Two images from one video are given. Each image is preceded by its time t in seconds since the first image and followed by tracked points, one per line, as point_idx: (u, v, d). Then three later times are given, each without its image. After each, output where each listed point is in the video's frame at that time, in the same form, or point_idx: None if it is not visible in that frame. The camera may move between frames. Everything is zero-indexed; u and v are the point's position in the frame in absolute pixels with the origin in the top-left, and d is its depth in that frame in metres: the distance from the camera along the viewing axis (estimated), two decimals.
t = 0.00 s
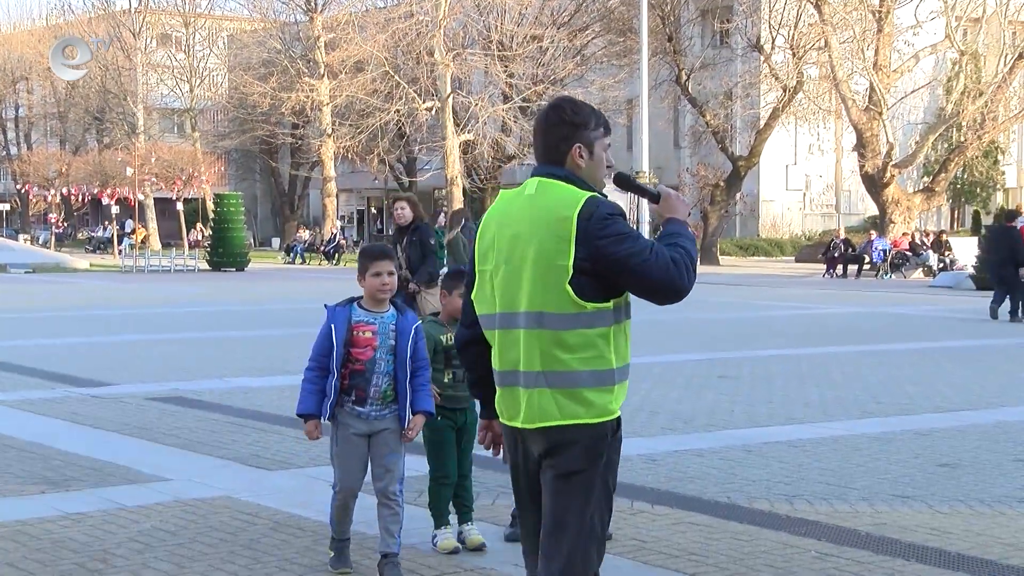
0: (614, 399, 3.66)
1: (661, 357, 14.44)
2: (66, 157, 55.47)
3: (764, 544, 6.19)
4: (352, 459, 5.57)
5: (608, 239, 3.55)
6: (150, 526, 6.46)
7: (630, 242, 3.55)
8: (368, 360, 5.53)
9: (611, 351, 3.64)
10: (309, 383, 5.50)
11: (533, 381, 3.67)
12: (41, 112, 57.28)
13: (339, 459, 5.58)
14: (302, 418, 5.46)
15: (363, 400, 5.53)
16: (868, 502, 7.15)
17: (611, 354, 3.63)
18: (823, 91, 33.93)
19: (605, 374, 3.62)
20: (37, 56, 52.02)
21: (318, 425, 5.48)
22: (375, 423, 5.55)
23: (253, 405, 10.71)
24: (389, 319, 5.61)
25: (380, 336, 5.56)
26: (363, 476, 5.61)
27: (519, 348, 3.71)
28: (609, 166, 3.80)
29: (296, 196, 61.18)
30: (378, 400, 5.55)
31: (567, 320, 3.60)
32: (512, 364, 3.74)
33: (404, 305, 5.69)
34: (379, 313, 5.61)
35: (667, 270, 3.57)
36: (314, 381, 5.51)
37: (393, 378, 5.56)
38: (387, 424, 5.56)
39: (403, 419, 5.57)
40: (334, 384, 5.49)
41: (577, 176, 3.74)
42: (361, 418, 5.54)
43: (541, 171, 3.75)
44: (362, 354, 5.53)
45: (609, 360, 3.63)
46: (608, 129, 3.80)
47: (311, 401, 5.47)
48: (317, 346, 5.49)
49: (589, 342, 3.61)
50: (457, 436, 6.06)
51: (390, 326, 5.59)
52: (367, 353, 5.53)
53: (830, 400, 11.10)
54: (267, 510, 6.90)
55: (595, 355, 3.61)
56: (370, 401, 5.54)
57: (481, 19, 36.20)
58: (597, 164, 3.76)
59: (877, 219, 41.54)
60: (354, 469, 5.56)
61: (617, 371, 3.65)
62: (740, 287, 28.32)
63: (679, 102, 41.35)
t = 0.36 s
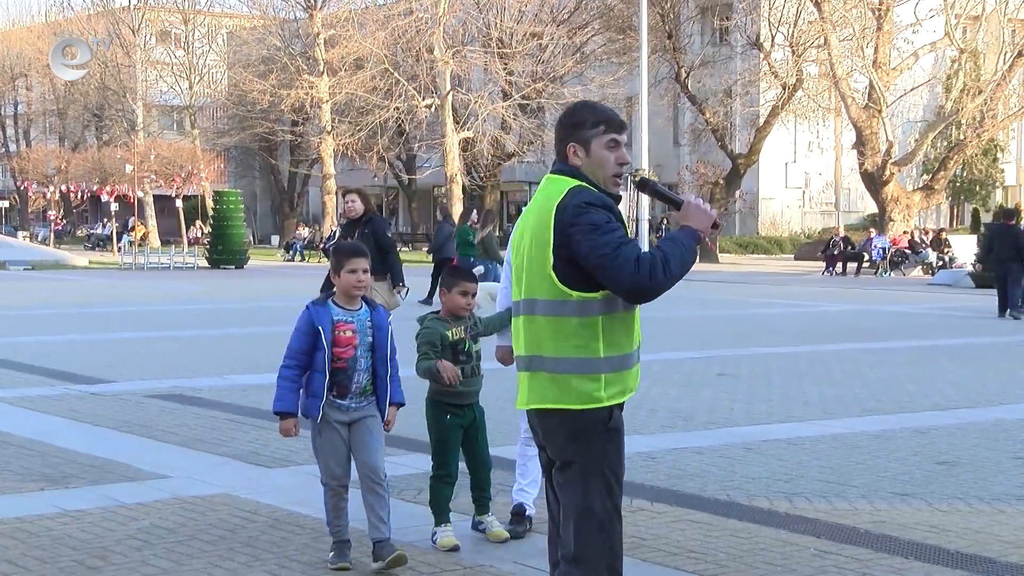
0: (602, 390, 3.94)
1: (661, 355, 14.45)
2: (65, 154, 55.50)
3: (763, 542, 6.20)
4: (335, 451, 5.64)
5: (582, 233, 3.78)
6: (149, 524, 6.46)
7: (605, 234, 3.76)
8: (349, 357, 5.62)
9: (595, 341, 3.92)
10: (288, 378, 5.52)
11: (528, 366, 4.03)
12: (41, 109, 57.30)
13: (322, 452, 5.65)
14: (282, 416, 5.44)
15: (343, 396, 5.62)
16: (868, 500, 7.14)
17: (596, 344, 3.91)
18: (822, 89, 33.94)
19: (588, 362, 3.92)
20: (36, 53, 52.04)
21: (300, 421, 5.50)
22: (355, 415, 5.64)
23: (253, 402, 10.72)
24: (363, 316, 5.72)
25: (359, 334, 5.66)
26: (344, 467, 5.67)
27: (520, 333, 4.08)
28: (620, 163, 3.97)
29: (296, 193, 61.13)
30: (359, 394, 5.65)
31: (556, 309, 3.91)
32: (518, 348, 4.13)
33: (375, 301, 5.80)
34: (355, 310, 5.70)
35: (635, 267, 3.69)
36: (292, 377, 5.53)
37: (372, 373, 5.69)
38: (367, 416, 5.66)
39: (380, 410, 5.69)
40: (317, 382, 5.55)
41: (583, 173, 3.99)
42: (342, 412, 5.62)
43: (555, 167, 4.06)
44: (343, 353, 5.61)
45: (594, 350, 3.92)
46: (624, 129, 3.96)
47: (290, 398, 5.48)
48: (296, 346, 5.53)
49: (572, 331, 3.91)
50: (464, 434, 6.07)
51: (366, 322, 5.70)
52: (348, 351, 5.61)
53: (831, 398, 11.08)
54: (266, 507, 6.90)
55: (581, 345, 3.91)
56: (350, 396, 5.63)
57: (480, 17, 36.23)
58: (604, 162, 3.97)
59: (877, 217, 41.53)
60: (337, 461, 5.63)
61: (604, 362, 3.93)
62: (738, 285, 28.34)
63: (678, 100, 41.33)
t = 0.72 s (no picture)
0: (569, 380, 3.86)
1: (659, 352, 14.46)
2: (64, 151, 55.55)
3: (762, 540, 6.20)
4: (330, 443, 5.69)
5: (551, 225, 3.73)
6: (148, 521, 6.46)
7: (569, 226, 3.69)
8: (339, 349, 5.72)
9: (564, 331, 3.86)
10: (281, 374, 5.58)
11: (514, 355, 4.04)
12: (39, 105, 57.31)
13: (317, 444, 5.69)
14: (279, 410, 5.52)
15: (338, 386, 5.71)
16: (866, 498, 7.14)
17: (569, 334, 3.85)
18: (821, 87, 33.96)
19: (560, 352, 3.87)
20: (35, 50, 52.04)
21: (296, 416, 5.57)
22: (348, 406, 5.73)
23: (251, 400, 10.71)
24: (348, 308, 5.82)
25: (346, 324, 5.76)
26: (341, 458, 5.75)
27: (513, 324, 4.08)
28: (625, 159, 3.83)
29: (294, 190, 61.13)
30: (351, 385, 5.75)
31: (535, 300, 3.91)
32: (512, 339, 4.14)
33: (357, 293, 5.90)
34: (341, 302, 5.80)
35: (589, 256, 3.58)
36: (284, 373, 5.60)
37: (361, 363, 5.79)
38: (360, 407, 5.77)
39: (370, 401, 5.78)
40: (308, 374, 5.61)
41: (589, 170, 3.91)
42: (336, 404, 5.71)
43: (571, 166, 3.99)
44: (332, 344, 5.70)
45: (564, 340, 3.87)
46: (632, 125, 3.81)
47: (284, 393, 5.56)
48: (285, 341, 5.61)
49: (545, 320, 3.88)
50: (483, 432, 6.02)
51: (352, 313, 5.80)
52: (338, 342, 5.71)
53: (830, 395, 11.09)
54: (264, 505, 6.89)
55: (555, 335, 3.87)
56: (344, 387, 5.72)
57: (479, 14, 36.26)
58: (607, 157, 3.85)
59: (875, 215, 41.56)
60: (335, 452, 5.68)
61: (574, 353, 3.85)
62: (736, 282, 28.38)
63: (677, 98, 41.35)
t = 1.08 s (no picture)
0: (539, 373, 3.81)
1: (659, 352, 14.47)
2: (64, 151, 55.60)
3: (762, 540, 6.20)
4: (319, 438, 5.75)
5: (528, 218, 3.75)
6: (148, 521, 6.46)
7: (542, 219, 3.69)
8: (333, 346, 5.79)
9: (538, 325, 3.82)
10: (274, 368, 5.64)
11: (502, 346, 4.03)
12: (40, 105, 57.34)
13: (308, 437, 5.73)
14: (271, 403, 5.58)
15: (328, 383, 5.78)
16: (867, 498, 7.14)
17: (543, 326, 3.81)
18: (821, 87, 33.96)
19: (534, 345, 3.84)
20: (36, 50, 52.05)
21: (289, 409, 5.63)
22: (337, 403, 5.81)
23: (252, 399, 10.71)
24: (341, 307, 5.90)
25: (339, 323, 5.84)
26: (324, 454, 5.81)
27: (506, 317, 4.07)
28: (617, 156, 3.80)
29: (295, 190, 61.14)
30: (341, 381, 5.83)
31: (519, 293, 3.90)
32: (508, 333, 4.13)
33: (350, 292, 5.99)
34: (335, 300, 5.88)
35: (550, 249, 3.58)
36: (278, 367, 5.66)
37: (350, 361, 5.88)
38: (346, 403, 5.85)
39: (355, 398, 5.88)
40: (301, 369, 5.68)
41: (587, 170, 3.90)
42: (326, 400, 5.77)
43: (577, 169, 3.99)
44: (327, 341, 5.78)
45: (538, 333, 3.83)
46: (627, 122, 3.77)
47: (277, 386, 5.62)
48: (279, 335, 5.68)
49: (524, 313, 3.87)
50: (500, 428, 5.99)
51: (344, 312, 5.89)
52: (332, 339, 5.79)
53: (830, 396, 11.09)
54: (265, 505, 6.88)
55: (530, 327, 3.85)
56: (334, 383, 5.80)
57: (480, 15, 36.28)
58: (601, 154, 3.84)
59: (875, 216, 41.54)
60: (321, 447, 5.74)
61: (546, 347, 3.81)
62: (737, 283, 28.38)
63: (677, 98, 41.37)
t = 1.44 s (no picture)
0: (517, 382, 3.83)
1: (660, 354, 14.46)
2: (65, 153, 55.59)
3: (763, 541, 6.20)
4: (298, 436, 5.79)
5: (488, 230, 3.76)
6: (148, 523, 6.45)
7: (500, 229, 3.69)
8: (316, 343, 5.84)
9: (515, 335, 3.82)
10: (261, 366, 5.69)
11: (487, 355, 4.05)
12: (40, 108, 57.32)
13: (289, 436, 5.76)
14: (258, 401, 5.64)
15: (311, 379, 5.83)
16: (867, 499, 7.14)
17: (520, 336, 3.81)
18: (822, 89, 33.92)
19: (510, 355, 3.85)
20: (36, 52, 52.03)
21: (276, 407, 5.68)
22: (319, 401, 5.86)
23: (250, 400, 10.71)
24: (324, 306, 5.95)
25: (322, 321, 5.89)
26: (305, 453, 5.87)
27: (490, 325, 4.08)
28: (574, 157, 3.76)
29: (295, 192, 61.10)
30: (323, 378, 5.87)
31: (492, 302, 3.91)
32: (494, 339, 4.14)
33: (332, 291, 6.04)
34: (316, 299, 5.93)
35: (506, 262, 3.59)
36: (264, 364, 5.70)
37: (333, 359, 5.93)
38: (329, 401, 5.90)
39: (337, 395, 5.95)
40: (287, 366, 5.73)
41: (549, 173, 3.87)
42: (308, 397, 5.82)
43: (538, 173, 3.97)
44: (310, 338, 5.83)
45: (514, 343, 3.83)
46: (583, 121, 3.74)
47: (266, 384, 5.67)
48: (265, 335, 5.72)
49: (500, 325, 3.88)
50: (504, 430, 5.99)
51: (326, 311, 5.94)
52: (315, 336, 5.84)
53: (830, 397, 11.09)
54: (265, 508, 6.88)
55: (505, 338, 3.85)
56: (316, 380, 5.85)
57: (480, 17, 36.28)
58: (558, 157, 3.81)
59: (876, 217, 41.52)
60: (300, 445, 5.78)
61: (522, 355, 3.81)
62: (738, 284, 28.32)
63: (677, 99, 41.34)
